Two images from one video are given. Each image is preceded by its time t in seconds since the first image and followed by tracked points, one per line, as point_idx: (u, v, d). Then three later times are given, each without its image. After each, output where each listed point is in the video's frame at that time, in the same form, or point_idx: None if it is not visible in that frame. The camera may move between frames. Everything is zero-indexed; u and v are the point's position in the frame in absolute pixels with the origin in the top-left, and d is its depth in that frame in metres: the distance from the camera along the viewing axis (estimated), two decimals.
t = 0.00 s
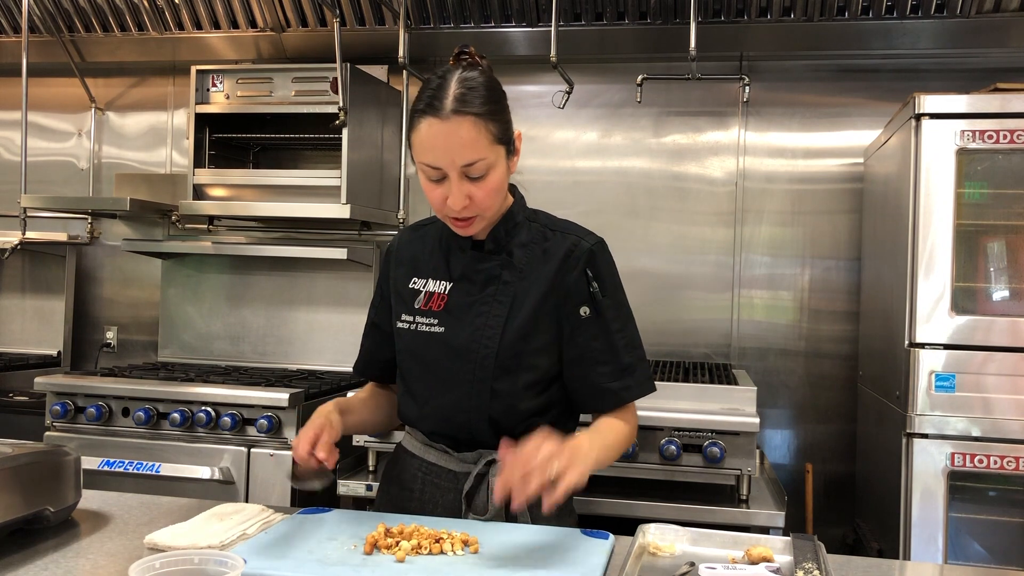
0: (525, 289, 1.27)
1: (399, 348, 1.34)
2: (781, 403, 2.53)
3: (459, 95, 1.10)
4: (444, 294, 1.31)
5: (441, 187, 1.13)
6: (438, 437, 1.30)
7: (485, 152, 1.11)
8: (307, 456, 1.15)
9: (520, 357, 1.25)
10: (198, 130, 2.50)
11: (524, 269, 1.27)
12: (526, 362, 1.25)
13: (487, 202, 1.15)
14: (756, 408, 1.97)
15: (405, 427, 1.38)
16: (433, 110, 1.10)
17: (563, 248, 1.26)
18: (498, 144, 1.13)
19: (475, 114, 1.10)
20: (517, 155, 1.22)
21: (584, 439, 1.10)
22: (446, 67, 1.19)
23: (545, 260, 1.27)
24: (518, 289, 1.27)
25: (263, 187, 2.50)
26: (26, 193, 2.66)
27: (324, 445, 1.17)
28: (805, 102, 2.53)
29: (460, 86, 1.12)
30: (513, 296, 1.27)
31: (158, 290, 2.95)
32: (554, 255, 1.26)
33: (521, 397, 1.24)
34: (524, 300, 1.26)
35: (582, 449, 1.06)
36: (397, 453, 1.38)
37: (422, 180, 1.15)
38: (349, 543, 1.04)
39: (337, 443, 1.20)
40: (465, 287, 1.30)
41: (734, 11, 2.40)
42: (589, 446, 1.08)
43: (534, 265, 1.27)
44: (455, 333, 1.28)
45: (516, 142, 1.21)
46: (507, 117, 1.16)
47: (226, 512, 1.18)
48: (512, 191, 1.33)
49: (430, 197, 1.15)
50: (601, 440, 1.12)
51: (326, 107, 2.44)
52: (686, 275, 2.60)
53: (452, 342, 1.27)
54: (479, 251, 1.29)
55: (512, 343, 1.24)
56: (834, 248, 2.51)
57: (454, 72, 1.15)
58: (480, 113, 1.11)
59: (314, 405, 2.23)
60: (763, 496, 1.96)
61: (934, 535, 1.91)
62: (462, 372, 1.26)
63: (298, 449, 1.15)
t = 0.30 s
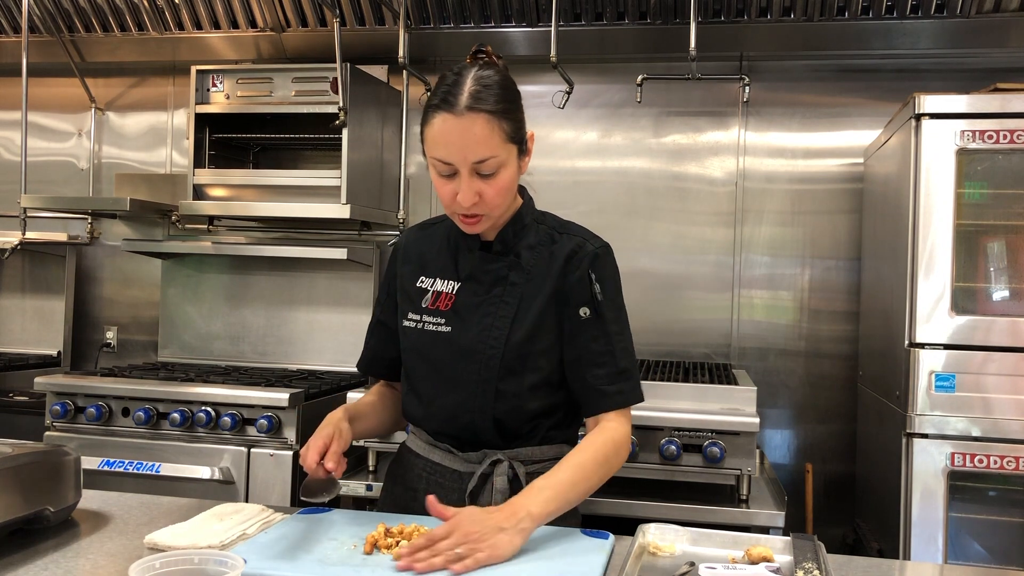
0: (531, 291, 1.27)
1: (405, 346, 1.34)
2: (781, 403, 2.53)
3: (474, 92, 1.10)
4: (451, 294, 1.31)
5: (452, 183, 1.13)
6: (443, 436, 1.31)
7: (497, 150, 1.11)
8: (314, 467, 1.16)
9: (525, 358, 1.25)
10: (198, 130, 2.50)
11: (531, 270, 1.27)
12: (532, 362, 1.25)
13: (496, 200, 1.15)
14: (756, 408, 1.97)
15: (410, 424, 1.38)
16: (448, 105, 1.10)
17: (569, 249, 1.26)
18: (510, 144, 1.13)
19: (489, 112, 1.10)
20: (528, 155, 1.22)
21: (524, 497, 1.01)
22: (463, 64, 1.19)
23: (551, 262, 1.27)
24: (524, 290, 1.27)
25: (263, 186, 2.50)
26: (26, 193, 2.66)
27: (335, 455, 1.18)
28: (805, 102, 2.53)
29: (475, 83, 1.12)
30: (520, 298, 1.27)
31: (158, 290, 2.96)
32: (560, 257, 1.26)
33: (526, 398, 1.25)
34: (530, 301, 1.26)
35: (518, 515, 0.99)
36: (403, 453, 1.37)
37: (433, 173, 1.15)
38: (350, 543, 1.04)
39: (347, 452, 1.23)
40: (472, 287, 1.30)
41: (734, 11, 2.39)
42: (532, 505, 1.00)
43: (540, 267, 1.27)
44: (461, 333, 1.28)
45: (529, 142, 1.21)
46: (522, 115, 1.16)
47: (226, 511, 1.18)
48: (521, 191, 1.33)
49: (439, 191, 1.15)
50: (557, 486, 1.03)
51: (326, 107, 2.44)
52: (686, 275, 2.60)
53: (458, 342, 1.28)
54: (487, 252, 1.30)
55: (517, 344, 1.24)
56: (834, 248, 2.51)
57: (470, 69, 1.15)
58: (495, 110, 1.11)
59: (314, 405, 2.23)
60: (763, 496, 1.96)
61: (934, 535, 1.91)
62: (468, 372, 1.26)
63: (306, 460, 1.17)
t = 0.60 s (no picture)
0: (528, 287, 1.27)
1: (404, 345, 1.34)
2: (780, 403, 2.53)
3: (475, 86, 1.10)
4: (448, 291, 1.31)
5: (451, 177, 1.13)
6: (442, 435, 1.31)
7: (499, 145, 1.11)
8: (311, 464, 1.16)
9: (521, 354, 1.24)
10: (198, 130, 2.50)
11: (527, 266, 1.27)
12: (529, 359, 1.24)
13: (496, 196, 1.15)
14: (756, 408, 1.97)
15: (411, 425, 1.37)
16: (449, 99, 1.09)
17: (563, 245, 1.26)
18: (511, 139, 1.14)
19: (491, 107, 1.10)
20: (528, 152, 1.22)
21: (516, 496, 1.02)
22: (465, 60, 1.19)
23: (546, 257, 1.26)
24: (520, 286, 1.26)
25: (263, 187, 2.50)
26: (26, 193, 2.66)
27: (333, 455, 1.19)
28: (805, 102, 2.53)
29: (478, 78, 1.11)
30: (515, 294, 1.26)
31: (158, 290, 2.96)
32: (555, 251, 1.25)
33: (523, 395, 1.25)
34: (526, 297, 1.26)
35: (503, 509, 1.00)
36: (403, 453, 1.38)
37: (433, 167, 1.15)
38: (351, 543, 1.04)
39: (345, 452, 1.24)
40: (469, 284, 1.30)
41: (734, 11, 2.39)
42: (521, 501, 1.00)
43: (535, 262, 1.26)
44: (457, 330, 1.28)
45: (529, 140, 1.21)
46: (523, 111, 1.16)
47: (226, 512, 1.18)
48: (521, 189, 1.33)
49: (438, 185, 1.15)
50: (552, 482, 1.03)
51: (326, 107, 2.44)
52: (686, 275, 2.60)
53: (455, 339, 1.27)
54: (483, 248, 1.30)
55: (512, 340, 1.24)
56: (834, 248, 2.51)
57: (473, 64, 1.15)
58: (496, 105, 1.11)
59: (314, 405, 2.23)
60: (764, 496, 1.96)
61: (934, 535, 1.91)
62: (464, 369, 1.26)
63: (303, 459, 1.17)
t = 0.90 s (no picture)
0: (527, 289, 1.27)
1: (403, 346, 1.34)
2: (780, 403, 2.53)
3: (482, 56, 1.16)
4: (447, 293, 1.31)
5: (452, 136, 1.14)
6: (441, 436, 1.30)
7: (502, 105, 1.14)
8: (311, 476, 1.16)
9: (521, 357, 1.24)
10: (198, 130, 2.50)
11: (526, 268, 1.27)
12: (528, 360, 1.25)
13: (495, 160, 1.15)
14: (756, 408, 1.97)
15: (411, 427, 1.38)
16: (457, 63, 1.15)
17: (563, 246, 1.26)
18: (515, 109, 1.17)
19: (496, 71, 1.15)
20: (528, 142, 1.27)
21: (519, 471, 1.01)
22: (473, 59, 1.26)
23: (545, 259, 1.26)
24: (520, 289, 1.26)
25: (263, 187, 2.50)
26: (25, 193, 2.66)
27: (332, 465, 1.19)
28: (805, 102, 2.53)
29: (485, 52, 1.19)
30: (515, 296, 1.26)
31: (158, 290, 2.96)
32: (555, 254, 1.26)
33: (524, 397, 1.25)
34: (526, 300, 1.26)
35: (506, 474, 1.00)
36: (404, 454, 1.38)
37: (434, 133, 1.17)
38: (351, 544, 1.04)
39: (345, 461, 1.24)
40: (469, 286, 1.30)
41: (734, 11, 2.39)
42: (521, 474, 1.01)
43: (534, 264, 1.26)
44: (457, 332, 1.28)
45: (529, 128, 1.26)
46: (526, 91, 1.21)
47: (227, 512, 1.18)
48: (520, 189, 1.33)
49: (438, 149, 1.16)
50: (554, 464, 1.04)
51: (326, 107, 2.44)
52: (686, 275, 2.60)
53: (454, 341, 1.27)
54: (482, 249, 1.31)
55: (512, 343, 1.24)
56: (834, 248, 2.51)
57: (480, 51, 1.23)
58: (501, 73, 1.16)
59: (314, 405, 2.23)
60: (763, 496, 1.96)
61: (934, 535, 1.91)
62: (464, 371, 1.26)
63: (303, 472, 1.17)
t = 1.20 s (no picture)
0: (526, 286, 1.27)
1: (403, 346, 1.35)
2: (780, 403, 2.53)
3: (486, 64, 1.17)
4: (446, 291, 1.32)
5: (458, 145, 1.14)
6: (441, 436, 1.30)
7: (508, 115, 1.14)
8: (312, 483, 1.16)
9: (520, 354, 1.24)
10: (198, 130, 2.50)
11: (526, 265, 1.27)
12: (526, 358, 1.25)
13: (501, 170, 1.15)
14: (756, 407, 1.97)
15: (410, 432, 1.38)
16: (460, 72, 1.15)
17: (562, 242, 1.26)
18: (519, 117, 1.17)
19: (500, 79, 1.15)
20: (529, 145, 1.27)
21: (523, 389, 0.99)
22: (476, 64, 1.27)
23: (544, 256, 1.26)
24: (520, 286, 1.27)
25: (264, 187, 2.50)
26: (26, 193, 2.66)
27: (333, 470, 1.19)
28: (805, 102, 2.53)
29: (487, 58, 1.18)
30: (515, 293, 1.26)
31: (158, 290, 2.96)
32: (554, 250, 1.26)
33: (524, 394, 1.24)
34: (525, 296, 1.26)
35: (516, 375, 0.95)
36: (402, 454, 1.38)
37: (437, 141, 1.16)
38: (351, 544, 1.04)
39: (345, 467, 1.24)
40: (469, 284, 1.30)
41: (734, 11, 2.39)
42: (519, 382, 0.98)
43: (534, 262, 1.27)
44: (457, 330, 1.28)
45: (531, 132, 1.26)
46: (529, 97, 1.22)
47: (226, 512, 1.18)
48: (519, 189, 1.34)
49: (443, 157, 1.15)
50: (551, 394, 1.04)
51: (326, 107, 2.44)
52: (686, 275, 2.60)
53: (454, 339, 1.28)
54: (482, 249, 1.30)
55: (510, 338, 1.24)
56: (834, 248, 2.51)
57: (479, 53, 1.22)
58: (505, 81, 1.16)
59: (314, 405, 2.23)
60: (763, 496, 1.96)
61: (934, 535, 1.91)
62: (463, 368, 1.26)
63: (304, 478, 1.16)
